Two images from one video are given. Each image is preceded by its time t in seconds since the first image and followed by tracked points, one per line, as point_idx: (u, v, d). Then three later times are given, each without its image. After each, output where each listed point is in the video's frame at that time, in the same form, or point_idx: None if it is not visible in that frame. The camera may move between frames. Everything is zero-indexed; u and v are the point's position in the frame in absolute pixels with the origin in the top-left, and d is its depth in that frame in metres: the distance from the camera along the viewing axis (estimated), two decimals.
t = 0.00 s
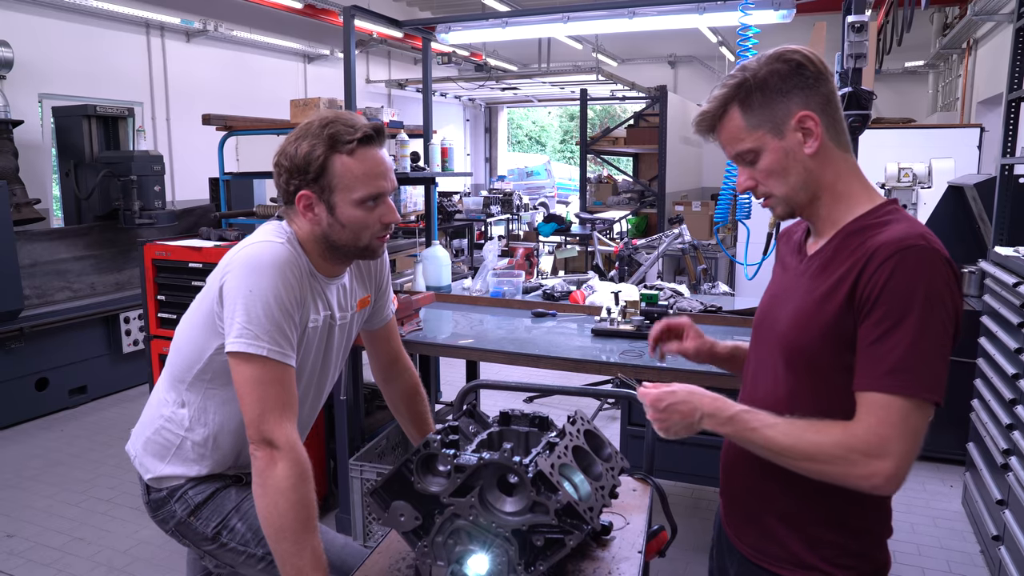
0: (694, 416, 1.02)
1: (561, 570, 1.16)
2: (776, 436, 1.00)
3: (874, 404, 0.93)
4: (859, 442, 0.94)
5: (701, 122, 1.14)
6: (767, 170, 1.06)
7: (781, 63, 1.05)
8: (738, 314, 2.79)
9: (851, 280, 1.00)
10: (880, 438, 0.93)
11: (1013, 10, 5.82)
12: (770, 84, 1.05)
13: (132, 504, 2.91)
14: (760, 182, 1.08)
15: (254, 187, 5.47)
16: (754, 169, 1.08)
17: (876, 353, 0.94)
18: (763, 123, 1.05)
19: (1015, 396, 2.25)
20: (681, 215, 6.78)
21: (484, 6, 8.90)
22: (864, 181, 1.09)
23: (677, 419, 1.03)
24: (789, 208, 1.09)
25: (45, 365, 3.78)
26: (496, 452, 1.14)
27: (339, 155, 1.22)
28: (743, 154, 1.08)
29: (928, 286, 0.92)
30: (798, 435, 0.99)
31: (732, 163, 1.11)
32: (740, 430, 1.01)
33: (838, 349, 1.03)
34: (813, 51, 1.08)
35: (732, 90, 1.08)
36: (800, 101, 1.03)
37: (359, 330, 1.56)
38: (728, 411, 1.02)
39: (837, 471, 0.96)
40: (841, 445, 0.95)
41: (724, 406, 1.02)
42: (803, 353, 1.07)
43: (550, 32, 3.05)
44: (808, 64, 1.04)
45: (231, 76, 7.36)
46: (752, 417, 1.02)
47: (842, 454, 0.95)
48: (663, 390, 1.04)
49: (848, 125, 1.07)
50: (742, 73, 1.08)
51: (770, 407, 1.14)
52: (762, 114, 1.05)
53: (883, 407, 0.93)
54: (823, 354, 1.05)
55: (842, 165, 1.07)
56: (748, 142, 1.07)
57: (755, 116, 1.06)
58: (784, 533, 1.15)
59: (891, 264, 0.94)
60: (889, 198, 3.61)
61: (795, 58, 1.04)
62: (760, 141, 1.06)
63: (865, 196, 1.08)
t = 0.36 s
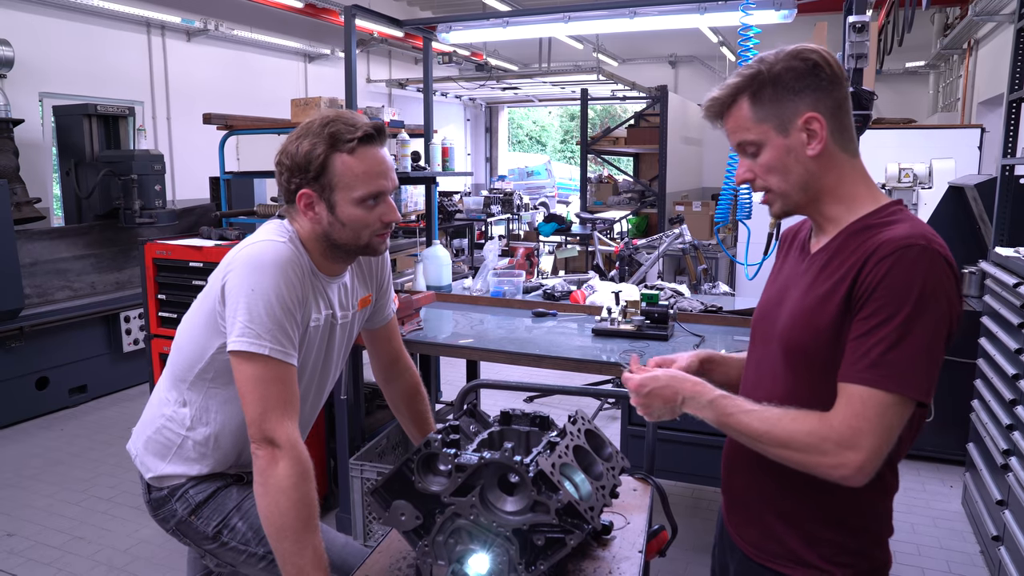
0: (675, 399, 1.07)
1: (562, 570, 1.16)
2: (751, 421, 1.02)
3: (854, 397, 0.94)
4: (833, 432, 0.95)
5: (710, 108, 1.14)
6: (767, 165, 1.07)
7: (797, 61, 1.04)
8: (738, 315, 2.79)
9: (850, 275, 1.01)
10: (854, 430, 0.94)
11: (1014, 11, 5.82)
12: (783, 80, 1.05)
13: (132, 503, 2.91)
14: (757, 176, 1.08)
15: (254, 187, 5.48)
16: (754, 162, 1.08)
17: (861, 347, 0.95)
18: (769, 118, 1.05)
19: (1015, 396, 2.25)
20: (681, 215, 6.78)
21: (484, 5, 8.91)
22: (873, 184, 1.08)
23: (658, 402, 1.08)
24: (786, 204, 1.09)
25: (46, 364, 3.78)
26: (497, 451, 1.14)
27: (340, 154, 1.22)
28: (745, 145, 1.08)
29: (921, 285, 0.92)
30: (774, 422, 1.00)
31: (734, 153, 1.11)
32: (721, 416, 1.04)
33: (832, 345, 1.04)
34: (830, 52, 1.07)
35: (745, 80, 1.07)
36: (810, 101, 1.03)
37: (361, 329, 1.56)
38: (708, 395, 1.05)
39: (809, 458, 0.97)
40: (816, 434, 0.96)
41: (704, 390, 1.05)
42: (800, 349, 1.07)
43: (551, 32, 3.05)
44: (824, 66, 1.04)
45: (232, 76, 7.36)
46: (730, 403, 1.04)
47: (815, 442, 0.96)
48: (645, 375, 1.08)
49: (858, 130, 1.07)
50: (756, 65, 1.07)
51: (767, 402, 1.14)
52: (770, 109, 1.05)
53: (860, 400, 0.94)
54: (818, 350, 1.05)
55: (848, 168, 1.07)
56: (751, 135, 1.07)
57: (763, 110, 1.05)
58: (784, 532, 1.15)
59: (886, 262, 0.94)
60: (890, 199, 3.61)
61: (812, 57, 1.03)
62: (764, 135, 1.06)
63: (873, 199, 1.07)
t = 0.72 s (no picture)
0: (677, 400, 1.06)
1: (562, 570, 1.17)
2: (754, 423, 1.02)
3: (859, 400, 0.94)
4: (839, 435, 0.95)
5: (714, 107, 1.13)
6: (770, 166, 1.07)
7: (805, 62, 1.04)
8: (738, 315, 2.79)
9: (855, 277, 1.01)
10: (860, 433, 0.94)
11: (1014, 12, 5.83)
12: (789, 81, 1.05)
13: (132, 503, 2.91)
14: (760, 177, 1.09)
15: (255, 187, 5.48)
16: (757, 162, 1.09)
17: (867, 350, 0.95)
18: (775, 118, 1.05)
19: (1015, 397, 2.25)
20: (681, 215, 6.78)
21: (485, 6, 8.91)
22: (874, 186, 1.09)
23: (660, 404, 1.07)
24: (787, 204, 1.10)
25: (45, 364, 3.78)
26: (497, 452, 1.14)
27: (339, 155, 1.22)
28: (749, 144, 1.08)
29: (927, 288, 0.92)
30: (779, 425, 1.01)
31: (736, 152, 1.11)
32: (724, 417, 1.04)
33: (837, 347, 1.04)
34: (836, 54, 1.07)
35: (752, 79, 1.07)
36: (816, 103, 1.03)
37: (362, 329, 1.56)
38: (711, 397, 1.05)
39: (814, 460, 0.97)
40: (821, 437, 0.96)
41: (707, 391, 1.06)
42: (804, 351, 1.07)
43: (551, 33, 3.04)
44: (831, 67, 1.03)
45: (232, 76, 7.36)
46: (734, 405, 1.04)
47: (820, 445, 0.96)
48: (647, 375, 1.08)
49: (861, 133, 1.07)
50: (763, 64, 1.07)
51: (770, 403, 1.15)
52: (776, 109, 1.05)
53: (865, 404, 0.94)
54: (823, 353, 1.05)
55: (850, 170, 1.07)
56: (756, 134, 1.07)
57: (769, 110, 1.05)
58: (785, 532, 1.15)
59: (892, 265, 0.95)
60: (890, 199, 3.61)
61: (820, 59, 1.03)
62: (769, 135, 1.06)
63: (876, 201, 1.08)
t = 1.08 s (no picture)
0: (699, 412, 1.05)
1: (562, 570, 1.17)
2: (781, 436, 1.01)
3: (880, 410, 0.94)
4: (866, 447, 0.94)
5: (727, 85, 1.13)
6: (767, 152, 1.08)
7: (821, 54, 1.03)
8: (737, 315, 2.80)
9: (854, 282, 1.01)
10: (886, 443, 0.93)
11: (1013, 13, 5.83)
12: (803, 71, 1.04)
13: (132, 504, 2.91)
14: (756, 161, 1.10)
15: (254, 187, 5.48)
16: (756, 146, 1.09)
17: (879, 359, 0.95)
18: (779, 106, 1.05)
19: (1014, 398, 2.26)
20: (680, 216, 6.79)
21: (484, 7, 8.92)
22: (866, 185, 1.09)
23: (681, 416, 1.06)
24: (780, 193, 1.10)
25: (45, 364, 3.78)
26: (497, 452, 1.14)
27: (339, 155, 1.22)
28: (751, 127, 1.09)
29: (931, 292, 0.92)
30: (803, 437, 0.99)
31: (739, 134, 1.12)
32: (746, 429, 1.03)
33: (837, 352, 1.04)
34: (857, 50, 1.06)
35: (766, 64, 1.07)
36: (822, 97, 1.03)
37: (362, 329, 1.56)
38: (733, 409, 1.04)
39: (844, 474, 0.96)
40: (847, 449, 0.95)
41: (730, 403, 1.04)
42: (803, 357, 1.07)
43: (551, 33, 3.05)
44: (845, 64, 1.02)
45: (232, 76, 7.36)
46: (758, 417, 1.03)
47: (848, 458, 0.95)
48: (669, 386, 1.06)
49: (866, 133, 1.06)
50: (781, 49, 1.07)
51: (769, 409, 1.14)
52: (782, 97, 1.05)
53: (888, 413, 0.93)
54: (823, 358, 1.05)
55: (850, 168, 1.07)
56: (758, 119, 1.07)
57: (775, 97, 1.05)
58: (784, 534, 1.15)
59: (894, 270, 0.95)
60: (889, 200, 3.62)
61: (836, 54, 1.02)
62: (771, 121, 1.06)
63: (868, 201, 1.08)
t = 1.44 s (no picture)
0: (713, 430, 1.04)
1: (560, 570, 1.17)
2: (801, 450, 1.00)
3: (897, 414, 0.94)
4: (889, 452, 0.93)
5: (724, 83, 1.13)
6: (763, 151, 1.08)
7: (819, 54, 1.03)
8: (735, 315, 2.80)
9: (854, 285, 1.01)
10: (908, 446, 0.93)
11: (1012, 15, 5.83)
12: (801, 70, 1.04)
13: (130, 503, 2.90)
14: (753, 160, 1.10)
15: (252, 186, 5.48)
16: (753, 145, 1.09)
17: (889, 362, 0.95)
18: (776, 105, 1.05)
19: (1012, 399, 2.26)
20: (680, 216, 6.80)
21: (484, 6, 8.92)
22: (862, 185, 1.09)
23: (694, 432, 1.04)
24: (776, 193, 1.10)
25: (43, 363, 3.77)
26: (495, 451, 1.14)
27: (337, 153, 1.22)
28: (748, 125, 1.08)
29: (934, 293, 0.93)
30: (825, 447, 0.98)
31: (736, 132, 1.12)
32: (764, 444, 1.01)
33: (838, 353, 1.04)
34: (856, 50, 1.06)
35: (764, 63, 1.06)
36: (819, 97, 1.03)
37: (360, 329, 1.56)
38: (748, 426, 1.02)
39: (866, 481, 0.95)
40: (870, 456, 0.94)
41: (744, 420, 1.03)
42: (804, 359, 1.07)
43: (550, 32, 3.04)
44: (843, 64, 1.02)
45: (231, 75, 7.35)
46: (775, 432, 1.01)
47: (872, 465, 0.94)
48: (681, 403, 1.04)
49: (862, 134, 1.06)
50: (779, 48, 1.06)
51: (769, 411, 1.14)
52: (779, 96, 1.05)
53: (906, 418, 0.93)
54: (824, 359, 1.05)
55: (847, 168, 1.07)
56: (755, 118, 1.07)
57: (773, 96, 1.05)
58: (782, 534, 1.15)
59: (897, 272, 0.95)
60: (887, 200, 3.62)
61: (835, 54, 1.02)
62: (768, 120, 1.06)
63: (863, 202, 1.08)
